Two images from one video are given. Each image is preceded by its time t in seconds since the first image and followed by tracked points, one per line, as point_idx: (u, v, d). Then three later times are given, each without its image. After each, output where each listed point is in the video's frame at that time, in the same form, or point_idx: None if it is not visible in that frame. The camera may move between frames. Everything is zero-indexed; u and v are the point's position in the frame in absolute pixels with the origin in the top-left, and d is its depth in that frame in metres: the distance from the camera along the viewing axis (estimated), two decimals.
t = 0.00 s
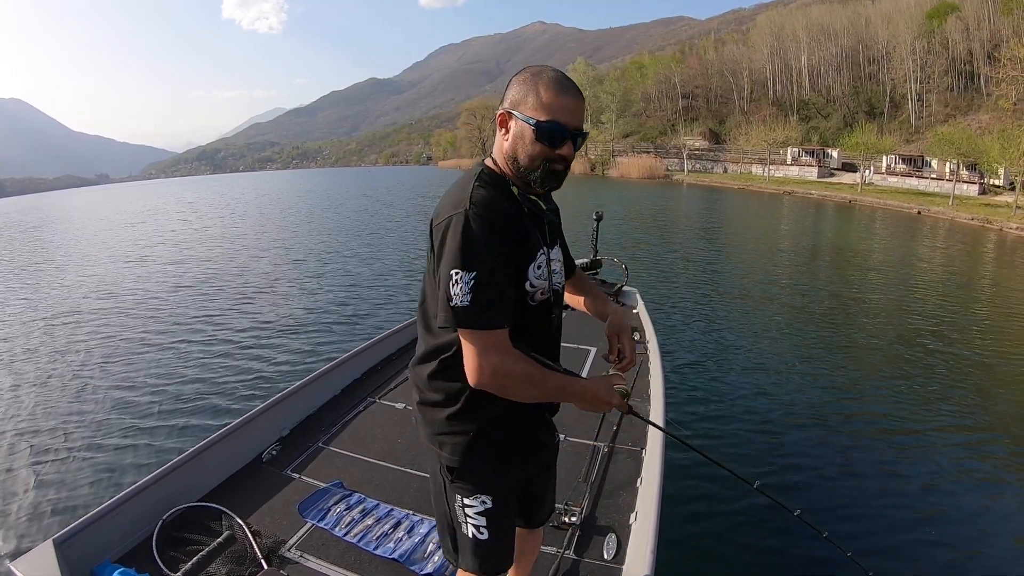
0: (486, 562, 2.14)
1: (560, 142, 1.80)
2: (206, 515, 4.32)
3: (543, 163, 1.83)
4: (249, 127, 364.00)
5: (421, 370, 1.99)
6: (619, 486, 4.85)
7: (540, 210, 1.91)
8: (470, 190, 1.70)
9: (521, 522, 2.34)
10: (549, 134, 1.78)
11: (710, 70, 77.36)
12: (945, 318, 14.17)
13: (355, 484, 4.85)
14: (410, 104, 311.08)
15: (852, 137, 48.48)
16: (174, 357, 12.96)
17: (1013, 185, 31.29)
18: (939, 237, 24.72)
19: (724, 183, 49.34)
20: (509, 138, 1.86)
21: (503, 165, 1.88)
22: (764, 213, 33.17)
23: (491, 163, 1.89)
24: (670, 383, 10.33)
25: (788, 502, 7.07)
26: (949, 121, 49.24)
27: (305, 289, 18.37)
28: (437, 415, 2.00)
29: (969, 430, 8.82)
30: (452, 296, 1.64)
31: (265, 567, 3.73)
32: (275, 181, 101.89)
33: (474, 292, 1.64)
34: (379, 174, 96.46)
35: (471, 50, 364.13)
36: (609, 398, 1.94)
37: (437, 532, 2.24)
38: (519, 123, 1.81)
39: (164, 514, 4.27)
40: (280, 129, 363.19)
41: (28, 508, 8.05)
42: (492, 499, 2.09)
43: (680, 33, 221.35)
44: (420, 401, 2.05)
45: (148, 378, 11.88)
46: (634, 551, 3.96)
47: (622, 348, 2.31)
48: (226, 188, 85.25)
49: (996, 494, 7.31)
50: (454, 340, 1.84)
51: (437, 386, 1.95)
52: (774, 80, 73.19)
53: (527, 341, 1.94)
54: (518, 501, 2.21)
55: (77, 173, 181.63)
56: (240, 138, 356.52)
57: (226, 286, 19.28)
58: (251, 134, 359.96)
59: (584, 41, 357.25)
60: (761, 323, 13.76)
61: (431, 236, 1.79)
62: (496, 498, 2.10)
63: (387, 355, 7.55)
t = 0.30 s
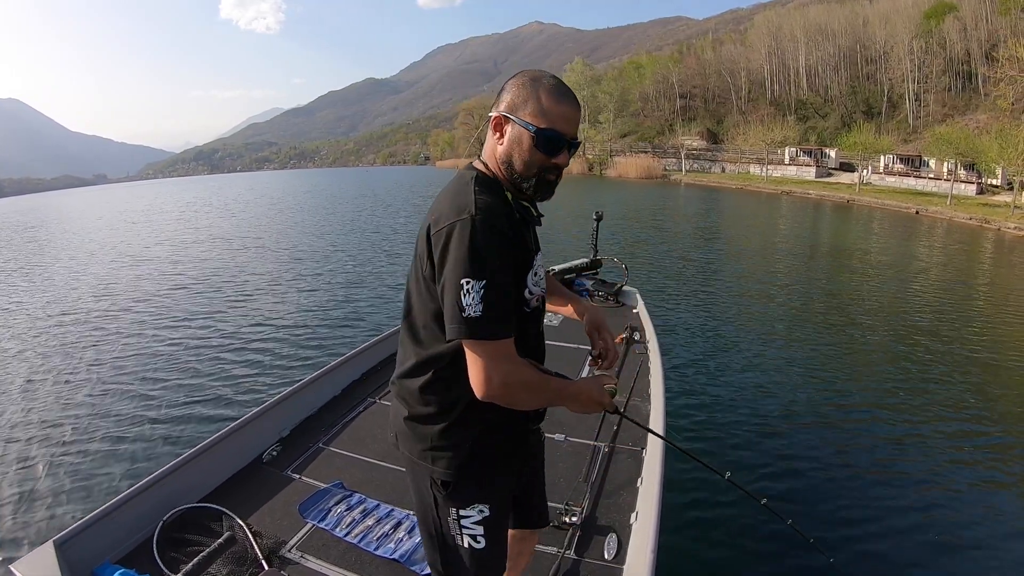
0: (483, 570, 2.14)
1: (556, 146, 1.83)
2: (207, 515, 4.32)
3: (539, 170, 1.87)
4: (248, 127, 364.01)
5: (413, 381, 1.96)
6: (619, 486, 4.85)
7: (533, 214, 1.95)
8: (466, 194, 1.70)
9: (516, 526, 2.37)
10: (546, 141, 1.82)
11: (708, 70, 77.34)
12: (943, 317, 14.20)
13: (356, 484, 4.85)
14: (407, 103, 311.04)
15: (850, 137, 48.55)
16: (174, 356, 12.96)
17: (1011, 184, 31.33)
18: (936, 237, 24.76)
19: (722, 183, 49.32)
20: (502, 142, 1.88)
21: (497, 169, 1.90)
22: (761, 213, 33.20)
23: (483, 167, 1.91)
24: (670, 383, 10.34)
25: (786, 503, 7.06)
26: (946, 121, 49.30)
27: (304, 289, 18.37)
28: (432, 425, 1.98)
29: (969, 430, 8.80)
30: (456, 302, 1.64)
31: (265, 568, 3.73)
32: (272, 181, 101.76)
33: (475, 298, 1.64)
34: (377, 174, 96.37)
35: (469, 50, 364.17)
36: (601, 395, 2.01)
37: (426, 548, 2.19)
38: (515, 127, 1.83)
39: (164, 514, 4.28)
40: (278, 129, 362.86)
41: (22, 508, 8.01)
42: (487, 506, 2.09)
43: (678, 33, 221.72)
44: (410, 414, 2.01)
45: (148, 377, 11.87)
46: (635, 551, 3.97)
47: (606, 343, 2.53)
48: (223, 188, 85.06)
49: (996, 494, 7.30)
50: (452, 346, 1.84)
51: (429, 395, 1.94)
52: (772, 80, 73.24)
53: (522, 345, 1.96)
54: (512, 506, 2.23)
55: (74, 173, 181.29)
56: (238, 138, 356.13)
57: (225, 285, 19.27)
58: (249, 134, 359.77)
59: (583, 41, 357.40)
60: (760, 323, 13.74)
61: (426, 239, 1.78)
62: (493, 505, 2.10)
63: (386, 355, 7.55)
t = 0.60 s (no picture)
0: (484, 566, 2.15)
1: (552, 148, 1.83)
2: (208, 515, 4.32)
3: (535, 174, 1.88)
4: (246, 127, 363.77)
5: (412, 378, 1.96)
6: (620, 487, 4.84)
7: (529, 217, 1.96)
8: (462, 194, 1.70)
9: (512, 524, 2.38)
10: (543, 146, 1.83)
11: (705, 71, 77.34)
12: (942, 317, 14.22)
13: (356, 484, 4.85)
14: (405, 103, 311.02)
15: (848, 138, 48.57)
16: (174, 355, 12.96)
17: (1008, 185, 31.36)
18: (934, 237, 24.79)
19: (720, 183, 49.15)
20: (498, 143, 1.88)
21: (492, 170, 1.90)
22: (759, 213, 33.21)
23: (477, 168, 1.91)
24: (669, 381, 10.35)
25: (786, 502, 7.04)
26: (944, 122, 49.32)
27: (303, 288, 18.35)
28: (433, 423, 1.98)
29: (968, 430, 8.79)
30: (457, 300, 1.64)
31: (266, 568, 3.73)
32: (269, 181, 101.73)
33: (476, 297, 1.65)
34: (375, 174, 96.29)
35: (467, 50, 364.14)
36: (599, 385, 2.04)
37: (427, 547, 2.19)
38: (513, 128, 1.83)
39: (165, 515, 4.27)
40: (276, 129, 362.64)
41: (18, 507, 7.98)
42: (488, 505, 2.10)
43: (676, 33, 221.89)
44: (409, 412, 2.01)
45: (148, 377, 11.86)
46: (636, 551, 3.97)
47: (605, 334, 2.59)
48: (220, 188, 84.89)
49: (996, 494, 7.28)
50: (452, 343, 1.85)
51: (428, 393, 1.94)
52: (769, 80, 73.23)
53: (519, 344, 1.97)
54: (511, 504, 2.24)
55: (71, 173, 181.18)
56: (236, 137, 355.70)
57: (224, 285, 19.25)
58: (247, 134, 359.51)
59: (581, 41, 357.55)
60: (758, 323, 13.71)
61: (423, 238, 1.79)
62: (495, 502, 2.11)
63: (387, 356, 7.54)
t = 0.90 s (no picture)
0: (485, 558, 2.18)
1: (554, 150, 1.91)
2: (208, 515, 4.31)
3: (537, 173, 1.95)
4: (244, 126, 363.83)
5: (413, 377, 1.96)
6: (619, 487, 4.85)
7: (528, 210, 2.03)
8: (467, 194, 1.71)
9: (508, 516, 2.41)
10: (549, 146, 1.90)
11: (702, 71, 77.45)
12: (939, 317, 14.25)
13: (356, 484, 4.85)
14: (403, 102, 311.10)
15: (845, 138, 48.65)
16: (172, 354, 12.95)
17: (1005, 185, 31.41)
18: (930, 237, 24.85)
19: (717, 183, 49.28)
20: (505, 144, 1.90)
21: (494, 169, 1.92)
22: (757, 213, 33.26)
23: (473, 165, 1.91)
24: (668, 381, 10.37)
25: (784, 502, 7.00)
26: (941, 122, 49.36)
27: (300, 287, 18.36)
28: (436, 418, 1.99)
29: (969, 430, 8.78)
30: (472, 300, 1.65)
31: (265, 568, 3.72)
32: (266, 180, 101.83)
33: (488, 295, 1.66)
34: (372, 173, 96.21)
35: (466, 50, 364.25)
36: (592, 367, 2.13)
37: (427, 541, 2.19)
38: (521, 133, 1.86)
39: (165, 514, 4.27)
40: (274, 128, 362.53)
41: (15, 505, 7.97)
42: (490, 494, 2.14)
43: (672, 33, 222.23)
44: (409, 409, 2.02)
45: (146, 375, 11.86)
46: (635, 551, 3.97)
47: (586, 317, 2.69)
48: (216, 187, 84.71)
49: (994, 492, 7.29)
50: (454, 339, 1.87)
51: (429, 390, 1.96)
52: (766, 80, 73.31)
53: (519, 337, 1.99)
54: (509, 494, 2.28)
55: (67, 172, 180.97)
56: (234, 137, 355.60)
57: (221, 284, 19.24)
58: (245, 133, 359.51)
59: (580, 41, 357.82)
60: (756, 323, 13.71)
61: (425, 235, 1.79)
62: (494, 493, 2.16)
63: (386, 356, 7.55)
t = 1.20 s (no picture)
0: (496, 551, 2.22)
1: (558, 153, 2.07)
2: (208, 515, 4.32)
3: (537, 172, 2.08)
4: (242, 125, 363.84)
5: (422, 376, 1.96)
6: (620, 487, 4.85)
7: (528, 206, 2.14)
8: (483, 194, 1.72)
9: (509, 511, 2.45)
10: (548, 149, 2.04)
11: (699, 70, 77.44)
12: (937, 317, 14.28)
13: (357, 484, 4.85)
14: (401, 102, 311.14)
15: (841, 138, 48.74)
16: (170, 353, 12.94)
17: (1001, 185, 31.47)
18: (926, 237, 24.93)
19: (713, 182, 49.38)
20: (518, 147, 2.01)
21: (500, 169, 2.02)
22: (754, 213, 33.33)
23: (474, 163, 2.00)
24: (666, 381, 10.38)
25: (783, 502, 7.01)
26: (937, 122, 49.44)
27: (298, 287, 18.37)
28: (443, 419, 2.02)
29: (971, 430, 8.77)
30: (494, 300, 1.67)
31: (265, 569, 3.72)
32: (262, 179, 101.66)
33: (509, 295, 1.70)
34: (368, 173, 96.07)
35: (464, 50, 364.33)
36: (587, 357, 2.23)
37: (437, 539, 2.22)
38: (533, 135, 1.98)
39: (165, 515, 4.28)
40: (272, 128, 362.43)
41: (12, 504, 7.95)
42: (497, 489, 2.20)
43: (669, 33, 222.46)
44: (416, 409, 2.03)
45: (144, 374, 11.85)
46: (637, 551, 3.97)
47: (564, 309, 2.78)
48: (212, 187, 84.49)
49: (995, 493, 7.30)
50: (466, 336, 1.89)
51: (438, 389, 1.97)
52: (763, 80, 73.41)
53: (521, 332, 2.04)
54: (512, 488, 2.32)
55: (63, 171, 180.62)
56: (232, 136, 355.37)
57: (219, 283, 19.22)
58: (243, 133, 359.44)
59: (578, 41, 358.11)
60: (753, 322, 13.74)
61: (435, 236, 1.79)
62: (499, 486, 2.21)
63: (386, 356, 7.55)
